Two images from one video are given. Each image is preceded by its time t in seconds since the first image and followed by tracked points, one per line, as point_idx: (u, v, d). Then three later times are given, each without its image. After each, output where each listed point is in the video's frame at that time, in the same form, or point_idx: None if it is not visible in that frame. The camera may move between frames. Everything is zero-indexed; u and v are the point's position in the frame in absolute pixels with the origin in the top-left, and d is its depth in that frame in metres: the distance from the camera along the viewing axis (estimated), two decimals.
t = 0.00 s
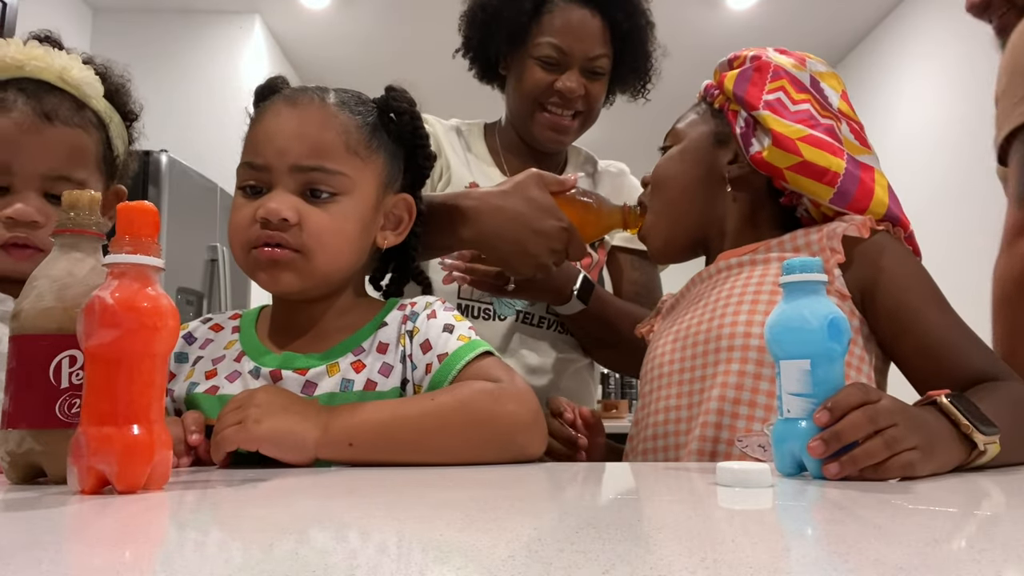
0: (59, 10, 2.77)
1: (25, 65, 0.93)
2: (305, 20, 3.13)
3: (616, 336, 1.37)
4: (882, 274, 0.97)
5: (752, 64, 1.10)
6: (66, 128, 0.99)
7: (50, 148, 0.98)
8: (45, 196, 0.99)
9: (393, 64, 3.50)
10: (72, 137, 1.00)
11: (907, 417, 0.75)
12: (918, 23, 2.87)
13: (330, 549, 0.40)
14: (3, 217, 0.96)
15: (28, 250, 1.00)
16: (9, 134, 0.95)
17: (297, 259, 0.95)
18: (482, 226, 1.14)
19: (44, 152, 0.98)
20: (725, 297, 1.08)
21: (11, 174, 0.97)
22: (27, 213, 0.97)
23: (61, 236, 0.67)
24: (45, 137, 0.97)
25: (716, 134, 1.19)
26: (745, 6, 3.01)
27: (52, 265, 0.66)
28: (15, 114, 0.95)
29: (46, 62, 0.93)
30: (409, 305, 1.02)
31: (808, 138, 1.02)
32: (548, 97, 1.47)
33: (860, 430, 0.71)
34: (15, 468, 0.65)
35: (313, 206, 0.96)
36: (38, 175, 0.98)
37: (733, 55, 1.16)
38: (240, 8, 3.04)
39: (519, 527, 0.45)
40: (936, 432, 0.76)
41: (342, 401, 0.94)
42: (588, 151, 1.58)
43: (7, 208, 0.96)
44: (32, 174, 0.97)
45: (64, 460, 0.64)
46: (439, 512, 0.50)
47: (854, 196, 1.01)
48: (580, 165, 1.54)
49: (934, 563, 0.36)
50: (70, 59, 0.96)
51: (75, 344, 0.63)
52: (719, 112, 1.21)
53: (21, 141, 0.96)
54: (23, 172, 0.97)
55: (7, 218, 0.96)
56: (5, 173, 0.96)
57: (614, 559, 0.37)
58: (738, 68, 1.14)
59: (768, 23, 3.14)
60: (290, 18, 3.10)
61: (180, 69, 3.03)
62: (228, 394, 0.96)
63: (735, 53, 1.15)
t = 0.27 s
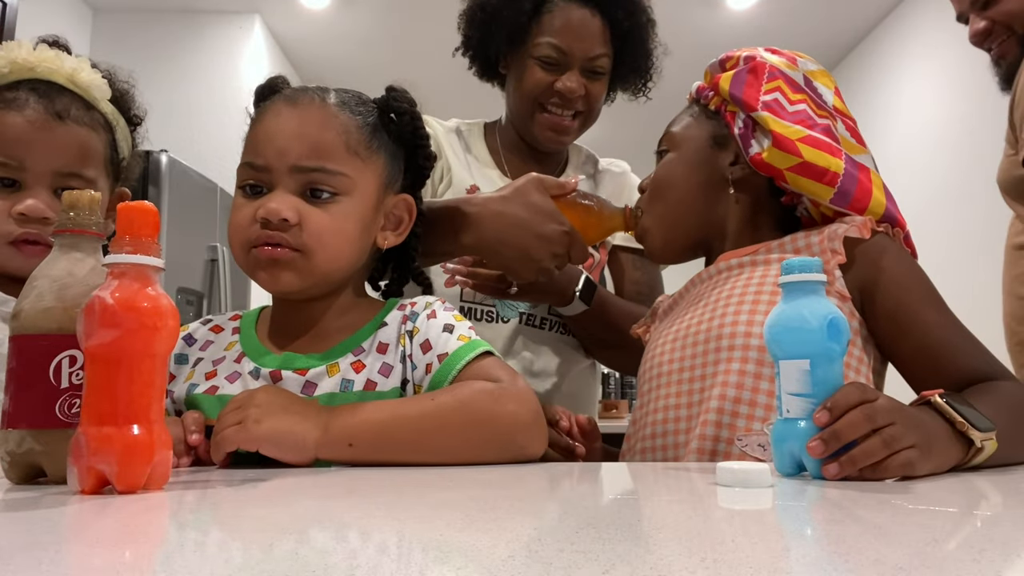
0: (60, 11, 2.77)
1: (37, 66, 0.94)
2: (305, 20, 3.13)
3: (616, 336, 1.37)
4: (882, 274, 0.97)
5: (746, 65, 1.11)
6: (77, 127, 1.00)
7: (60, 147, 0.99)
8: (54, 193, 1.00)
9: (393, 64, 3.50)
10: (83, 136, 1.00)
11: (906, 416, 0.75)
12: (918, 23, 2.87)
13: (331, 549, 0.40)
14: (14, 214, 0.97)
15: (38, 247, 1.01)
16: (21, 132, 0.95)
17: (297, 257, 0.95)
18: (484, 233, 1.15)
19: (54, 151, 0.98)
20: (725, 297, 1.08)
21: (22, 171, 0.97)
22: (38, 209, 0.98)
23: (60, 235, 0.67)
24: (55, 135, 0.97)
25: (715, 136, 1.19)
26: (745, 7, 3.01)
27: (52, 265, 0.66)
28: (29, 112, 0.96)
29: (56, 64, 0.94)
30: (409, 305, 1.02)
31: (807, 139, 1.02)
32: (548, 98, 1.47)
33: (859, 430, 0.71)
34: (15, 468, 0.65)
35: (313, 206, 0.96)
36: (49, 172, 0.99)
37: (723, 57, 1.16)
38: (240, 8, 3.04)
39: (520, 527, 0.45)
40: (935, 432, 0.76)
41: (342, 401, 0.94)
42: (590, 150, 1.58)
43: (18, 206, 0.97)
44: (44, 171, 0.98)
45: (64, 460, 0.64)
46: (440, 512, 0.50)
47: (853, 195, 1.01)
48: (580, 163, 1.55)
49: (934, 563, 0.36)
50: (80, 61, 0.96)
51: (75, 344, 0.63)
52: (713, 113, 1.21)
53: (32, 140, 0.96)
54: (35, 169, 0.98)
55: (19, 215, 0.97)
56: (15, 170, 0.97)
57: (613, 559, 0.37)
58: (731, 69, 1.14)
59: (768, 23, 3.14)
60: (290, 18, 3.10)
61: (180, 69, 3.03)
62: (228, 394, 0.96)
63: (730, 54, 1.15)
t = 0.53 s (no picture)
0: (60, 11, 2.77)
1: (43, 68, 0.95)
2: (305, 20, 3.13)
3: (617, 336, 1.37)
4: (884, 278, 0.97)
5: (760, 67, 1.10)
6: (82, 125, 1.00)
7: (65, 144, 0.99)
8: (60, 186, 1.01)
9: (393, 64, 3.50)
10: (88, 133, 1.01)
11: (907, 417, 0.76)
12: (918, 23, 2.87)
13: (330, 549, 0.40)
14: (20, 208, 0.98)
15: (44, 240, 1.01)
16: (26, 128, 0.96)
17: (298, 259, 0.95)
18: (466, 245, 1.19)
19: (59, 147, 0.98)
20: (728, 297, 1.08)
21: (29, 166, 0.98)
22: (44, 203, 0.99)
23: (61, 236, 0.67)
24: (60, 132, 0.98)
25: (721, 138, 1.19)
26: (745, 6, 3.01)
27: (52, 265, 0.67)
28: (35, 108, 0.96)
29: (59, 66, 0.95)
30: (411, 306, 1.02)
31: (817, 144, 1.02)
32: (546, 98, 1.47)
33: (859, 429, 0.71)
34: (15, 468, 0.65)
35: (312, 208, 0.96)
36: (55, 167, 0.99)
37: (736, 58, 1.16)
38: (240, 8, 3.04)
39: (520, 527, 0.45)
40: (935, 432, 0.77)
41: (343, 402, 0.94)
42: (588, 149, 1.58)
43: (24, 200, 0.98)
44: (50, 166, 0.99)
45: (64, 460, 0.64)
46: (440, 512, 0.50)
47: (860, 203, 1.02)
48: (579, 162, 1.55)
49: (933, 563, 0.36)
50: (82, 63, 0.97)
51: (74, 344, 0.63)
52: (723, 114, 1.21)
53: (37, 136, 0.97)
54: (41, 164, 0.99)
55: (26, 209, 0.98)
56: (21, 164, 0.98)
57: (613, 559, 0.37)
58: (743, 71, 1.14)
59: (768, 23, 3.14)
60: (291, 18, 3.11)
61: (181, 68, 3.03)
62: (230, 394, 0.96)
63: (742, 56, 1.15)
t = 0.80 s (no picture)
0: (59, 11, 2.77)
1: (39, 69, 0.97)
2: (304, 20, 3.13)
3: (616, 336, 1.37)
4: (879, 274, 0.97)
5: (747, 66, 1.11)
6: (82, 122, 1.01)
7: (64, 141, 0.99)
8: (59, 182, 1.01)
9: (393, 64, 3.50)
10: (86, 130, 1.01)
11: (907, 416, 0.76)
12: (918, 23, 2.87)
13: (330, 549, 0.40)
14: (21, 202, 0.97)
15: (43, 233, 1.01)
16: (26, 125, 0.96)
17: (285, 271, 0.95)
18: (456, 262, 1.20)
19: (58, 143, 0.99)
20: (724, 298, 1.08)
21: (29, 160, 0.98)
22: (45, 196, 0.98)
23: (60, 235, 0.67)
24: (60, 128, 0.98)
25: (708, 135, 1.19)
26: (744, 6, 3.01)
27: (52, 265, 0.67)
28: (34, 104, 0.97)
29: (55, 66, 0.97)
30: (414, 308, 1.02)
31: (808, 142, 1.02)
32: (535, 99, 1.47)
33: (859, 428, 0.71)
34: (16, 469, 0.65)
35: (293, 222, 0.95)
36: (53, 161, 0.99)
37: (723, 56, 1.16)
38: (240, 8, 3.04)
39: (520, 527, 0.45)
40: (935, 433, 0.76)
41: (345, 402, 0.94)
42: (582, 146, 1.58)
43: (25, 193, 0.97)
44: (49, 160, 0.99)
45: (65, 460, 0.64)
46: (441, 512, 0.50)
47: (852, 199, 1.02)
48: (573, 159, 1.55)
49: (934, 562, 0.37)
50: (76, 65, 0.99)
51: (75, 344, 0.63)
52: (711, 112, 1.21)
53: (38, 133, 0.97)
54: (40, 158, 0.99)
55: (26, 202, 0.98)
56: (20, 159, 0.98)
57: (614, 559, 0.37)
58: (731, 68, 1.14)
59: (768, 23, 3.14)
60: (290, 18, 3.11)
61: (180, 69, 3.03)
62: (233, 395, 0.96)
63: (730, 54, 1.15)
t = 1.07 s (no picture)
0: (60, 11, 2.77)
1: (45, 72, 0.99)
2: (304, 19, 3.13)
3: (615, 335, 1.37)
4: (858, 273, 0.97)
5: (735, 66, 1.11)
6: (87, 122, 1.03)
7: (71, 139, 1.00)
8: (64, 180, 1.02)
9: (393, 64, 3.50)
10: (90, 130, 1.03)
11: (905, 416, 0.76)
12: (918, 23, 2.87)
13: (329, 549, 0.40)
14: (27, 197, 0.99)
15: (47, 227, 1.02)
16: (33, 123, 0.97)
17: (280, 275, 0.95)
18: (457, 263, 1.20)
19: (65, 141, 1.00)
20: (705, 300, 1.08)
21: (36, 158, 0.99)
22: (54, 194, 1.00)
23: (60, 235, 0.67)
24: (67, 126, 1.00)
25: (693, 135, 1.19)
26: (744, 6, 3.01)
27: (52, 265, 0.67)
28: (41, 104, 0.98)
29: (60, 71, 0.99)
30: (415, 309, 1.03)
31: (790, 142, 1.02)
32: (527, 101, 1.46)
33: (857, 427, 0.71)
34: (16, 468, 0.65)
35: (287, 226, 0.95)
36: (61, 159, 1.01)
37: (711, 56, 1.16)
38: (240, 8, 3.04)
39: (519, 527, 0.45)
40: (933, 432, 0.76)
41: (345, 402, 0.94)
42: (577, 145, 1.58)
43: (31, 189, 0.99)
44: (57, 158, 1.00)
45: (64, 461, 0.64)
46: (440, 512, 0.50)
47: (833, 200, 1.03)
48: (566, 159, 1.56)
49: (935, 563, 0.37)
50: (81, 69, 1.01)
51: (75, 344, 0.63)
52: (696, 112, 1.21)
53: (45, 131, 0.98)
54: (47, 155, 1.00)
55: (32, 198, 0.99)
56: (28, 156, 0.99)
57: (613, 559, 0.37)
58: (718, 69, 1.14)
59: (768, 23, 3.14)
60: (290, 17, 3.10)
61: (180, 69, 3.03)
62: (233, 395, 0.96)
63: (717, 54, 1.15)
